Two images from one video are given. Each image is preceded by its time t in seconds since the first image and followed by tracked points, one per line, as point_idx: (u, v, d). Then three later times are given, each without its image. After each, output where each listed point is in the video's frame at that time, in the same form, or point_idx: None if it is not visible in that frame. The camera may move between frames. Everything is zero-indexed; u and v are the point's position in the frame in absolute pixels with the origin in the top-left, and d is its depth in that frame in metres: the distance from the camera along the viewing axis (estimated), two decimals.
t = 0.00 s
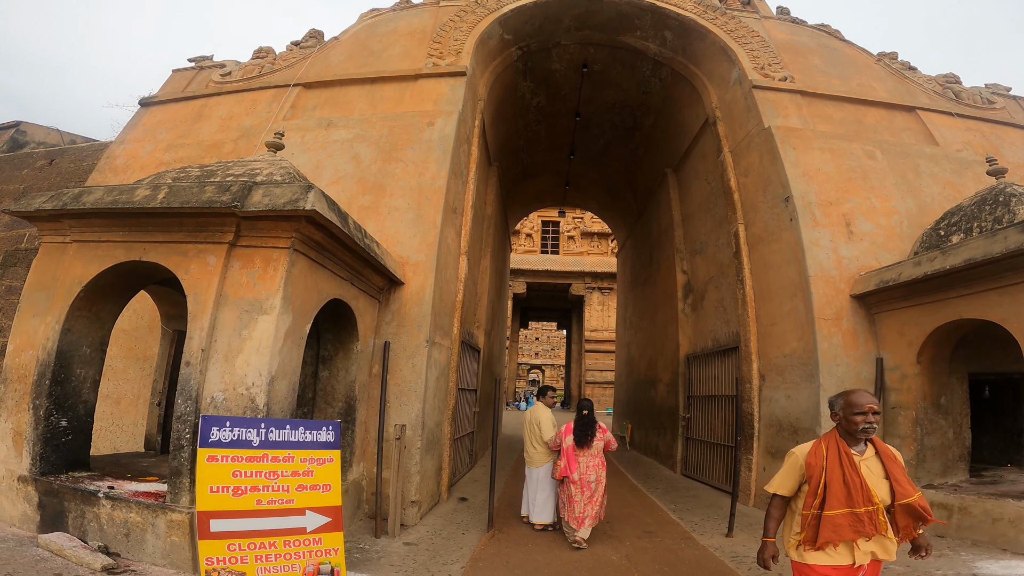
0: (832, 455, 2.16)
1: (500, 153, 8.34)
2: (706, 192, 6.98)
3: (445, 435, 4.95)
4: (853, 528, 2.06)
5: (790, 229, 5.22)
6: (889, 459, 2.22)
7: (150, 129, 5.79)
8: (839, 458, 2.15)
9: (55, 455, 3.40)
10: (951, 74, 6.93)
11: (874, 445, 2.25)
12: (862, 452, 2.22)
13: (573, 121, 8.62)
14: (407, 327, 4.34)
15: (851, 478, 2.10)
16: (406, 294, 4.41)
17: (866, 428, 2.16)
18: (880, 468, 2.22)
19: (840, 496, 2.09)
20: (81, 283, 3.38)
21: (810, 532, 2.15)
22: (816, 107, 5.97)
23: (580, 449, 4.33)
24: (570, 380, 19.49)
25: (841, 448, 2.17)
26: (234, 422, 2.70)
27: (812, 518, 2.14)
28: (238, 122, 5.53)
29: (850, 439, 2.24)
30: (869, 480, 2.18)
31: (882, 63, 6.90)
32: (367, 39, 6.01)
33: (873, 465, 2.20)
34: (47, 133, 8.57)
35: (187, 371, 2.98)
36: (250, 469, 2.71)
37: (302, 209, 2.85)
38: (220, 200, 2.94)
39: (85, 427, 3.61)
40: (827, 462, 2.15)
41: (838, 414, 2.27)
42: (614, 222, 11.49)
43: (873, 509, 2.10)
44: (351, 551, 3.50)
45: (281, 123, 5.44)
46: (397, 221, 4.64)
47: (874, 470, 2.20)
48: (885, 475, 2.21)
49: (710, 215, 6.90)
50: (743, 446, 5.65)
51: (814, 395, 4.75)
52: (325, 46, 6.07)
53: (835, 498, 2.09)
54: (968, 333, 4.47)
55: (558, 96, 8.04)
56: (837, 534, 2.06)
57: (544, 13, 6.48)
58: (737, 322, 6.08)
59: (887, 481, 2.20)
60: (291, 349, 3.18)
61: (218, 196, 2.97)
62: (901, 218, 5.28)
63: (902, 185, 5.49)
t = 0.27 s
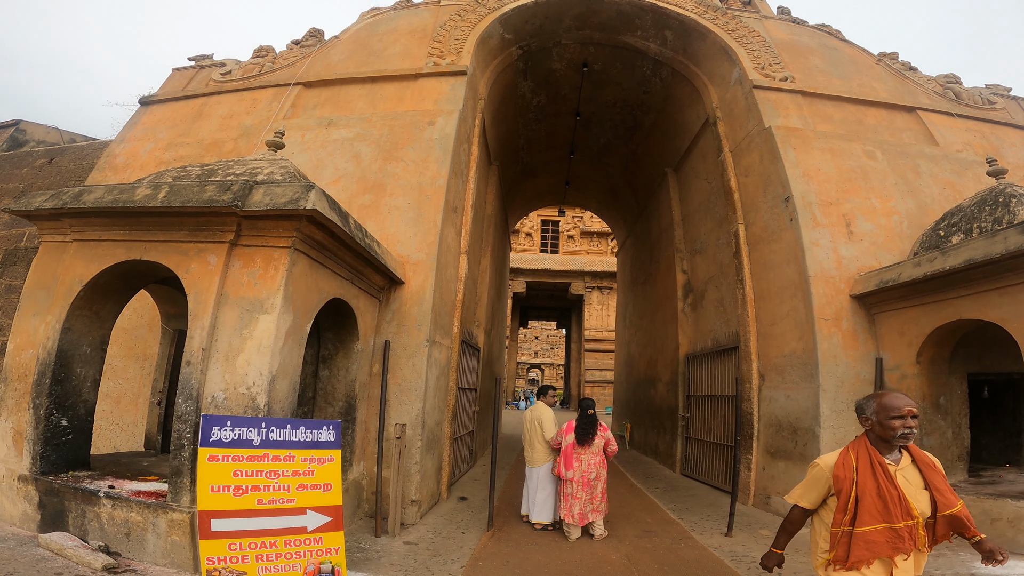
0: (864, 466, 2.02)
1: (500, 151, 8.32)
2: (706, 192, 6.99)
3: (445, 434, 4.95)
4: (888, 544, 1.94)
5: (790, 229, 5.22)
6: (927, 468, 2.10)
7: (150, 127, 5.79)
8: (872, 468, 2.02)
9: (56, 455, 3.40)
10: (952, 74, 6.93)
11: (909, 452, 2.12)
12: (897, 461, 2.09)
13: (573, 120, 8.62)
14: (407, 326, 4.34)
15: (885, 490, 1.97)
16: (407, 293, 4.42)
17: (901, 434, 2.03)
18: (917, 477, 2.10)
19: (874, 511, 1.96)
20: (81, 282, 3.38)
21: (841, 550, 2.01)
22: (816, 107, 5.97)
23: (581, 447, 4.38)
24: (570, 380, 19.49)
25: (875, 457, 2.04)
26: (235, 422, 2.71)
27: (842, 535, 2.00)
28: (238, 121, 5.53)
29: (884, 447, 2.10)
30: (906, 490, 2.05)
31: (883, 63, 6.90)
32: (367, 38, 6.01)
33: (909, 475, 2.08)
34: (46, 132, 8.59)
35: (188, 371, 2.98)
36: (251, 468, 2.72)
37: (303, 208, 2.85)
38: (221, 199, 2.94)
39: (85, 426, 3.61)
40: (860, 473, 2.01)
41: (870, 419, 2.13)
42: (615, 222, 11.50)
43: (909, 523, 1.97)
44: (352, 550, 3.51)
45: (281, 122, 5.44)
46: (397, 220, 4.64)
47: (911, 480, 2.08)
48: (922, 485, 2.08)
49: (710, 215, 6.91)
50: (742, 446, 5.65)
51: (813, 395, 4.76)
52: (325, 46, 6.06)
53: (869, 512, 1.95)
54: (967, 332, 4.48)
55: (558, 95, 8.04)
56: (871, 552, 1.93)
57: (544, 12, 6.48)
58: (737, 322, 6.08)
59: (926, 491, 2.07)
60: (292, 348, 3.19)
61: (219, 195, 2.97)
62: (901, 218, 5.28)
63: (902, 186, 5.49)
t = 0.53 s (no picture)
0: (918, 476, 1.82)
1: (500, 156, 8.32)
2: (704, 199, 7.01)
3: (443, 439, 4.94)
4: (935, 563, 1.76)
5: (788, 236, 5.23)
6: (980, 476, 1.94)
7: (150, 130, 5.79)
8: (926, 478, 1.82)
9: (51, 458, 3.38)
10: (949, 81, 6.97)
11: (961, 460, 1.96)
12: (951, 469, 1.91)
13: (572, 126, 8.63)
14: (406, 332, 4.34)
15: (941, 503, 1.78)
16: (406, 299, 4.41)
17: (962, 440, 1.83)
18: (970, 487, 1.94)
19: (926, 526, 1.77)
20: (79, 286, 3.38)
21: (883, 569, 1.81)
22: (815, 114, 5.99)
23: (590, 452, 4.39)
24: (567, 385, 19.46)
25: (932, 466, 1.83)
26: (234, 427, 2.70)
27: (886, 554, 1.80)
28: (239, 125, 5.53)
29: (938, 454, 1.90)
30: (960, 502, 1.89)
31: (880, 70, 6.95)
32: (368, 42, 6.02)
33: (965, 485, 1.92)
34: (46, 134, 8.59)
35: (187, 376, 2.97)
36: (249, 473, 2.71)
37: (304, 214, 2.86)
38: (222, 204, 2.94)
39: (81, 430, 3.60)
40: (914, 484, 1.81)
41: (923, 422, 1.92)
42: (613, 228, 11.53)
43: (960, 538, 1.80)
44: (350, 556, 3.50)
45: (281, 126, 5.45)
46: (397, 226, 4.64)
47: (965, 490, 1.91)
48: (975, 496, 1.93)
49: (708, 222, 6.92)
50: (740, 452, 5.65)
51: (811, 402, 4.76)
52: (326, 50, 6.08)
53: (920, 528, 1.76)
54: (964, 339, 4.49)
55: (558, 101, 8.05)
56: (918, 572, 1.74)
57: (545, 18, 6.50)
58: (736, 329, 6.10)
59: (977, 502, 1.92)
60: (291, 353, 3.18)
61: (220, 199, 2.98)
62: (899, 226, 5.31)
63: (900, 193, 5.52)
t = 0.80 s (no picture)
0: None
1: (500, 165, 8.31)
2: (704, 210, 7.03)
3: (441, 449, 4.92)
4: None
5: (788, 249, 5.24)
6: None
7: (152, 135, 5.79)
8: None
9: (43, 465, 3.35)
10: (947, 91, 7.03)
11: None
12: None
13: (572, 136, 8.65)
14: (406, 342, 4.32)
15: None
16: (406, 309, 4.40)
17: None
18: None
19: None
20: (77, 291, 3.36)
21: None
22: (815, 127, 6.02)
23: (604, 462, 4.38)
24: (564, 395, 19.41)
25: None
26: (231, 436, 2.69)
27: (984, 575, 1.82)
28: (240, 131, 5.54)
29: None
30: None
31: (878, 82, 7.00)
32: (371, 50, 6.04)
33: None
34: (46, 137, 8.61)
35: (184, 384, 2.96)
36: (246, 483, 2.69)
37: (307, 222, 2.86)
38: (224, 211, 2.94)
39: (75, 436, 3.57)
40: None
41: None
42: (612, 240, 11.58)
43: None
44: (347, 567, 3.47)
45: (283, 133, 5.45)
46: (398, 235, 4.64)
47: None
48: None
49: (707, 234, 6.93)
50: (739, 462, 5.63)
51: (810, 413, 4.76)
52: (328, 57, 6.10)
53: None
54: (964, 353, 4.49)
55: (558, 111, 8.07)
56: None
57: (547, 29, 6.55)
58: (735, 342, 6.10)
59: None
60: (291, 363, 3.17)
61: (222, 206, 2.98)
62: (898, 239, 5.32)
63: (899, 206, 5.54)
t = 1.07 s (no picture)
0: None
1: (503, 197, 8.31)
2: (707, 242, 7.06)
3: (443, 481, 4.83)
4: None
5: (795, 281, 5.22)
6: None
7: (160, 158, 5.83)
8: None
9: (35, 489, 3.28)
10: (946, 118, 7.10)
11: None
12: None
13: (576, 166, 8.71)
14: (410, 375, 4.29)
15: None
16: (411, 341, 4.37)
17: None
18: None
19: None
20: (79, 316, 3.34)
21: None
22: (818, 157, 6.06)
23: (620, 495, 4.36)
24: (563, 423, 19.17)
25: None
26: (235, 468, 2.61)
27: None
28: (248, 157, 5.58)
29: None
30: None
31: (878, 109, 7.08)
32: (379, 77, 6.12)
33: None
34: (55, 156, 8.70)
35: (186, 415, 2.90)
36: (249, 515, 2.62)
37: (317, 253, 2.87)
38: (233, 240, 2.94)
39: (70, 461, 3.51)
40: None
41: None
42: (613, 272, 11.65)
43: None
44: None
45: (290, 159, 5.50)
46: (403, 267, 4.63)
47: None
48: None
49: (711, 265, 6.94)
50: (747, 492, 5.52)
51: (820, 444, 4.67)
52: (337, 84, 6.18)
53: None
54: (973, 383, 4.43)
55: (562, 140, 8.14)
56: None
57: (552, 58, 6.66)
58: (741, 374, 6.04)
59: None
60: (296, 396, 3.14)
61: (231, 235, 2.98)
62: (903, 270, 5.31)
63: (903, 236, 5.54)
